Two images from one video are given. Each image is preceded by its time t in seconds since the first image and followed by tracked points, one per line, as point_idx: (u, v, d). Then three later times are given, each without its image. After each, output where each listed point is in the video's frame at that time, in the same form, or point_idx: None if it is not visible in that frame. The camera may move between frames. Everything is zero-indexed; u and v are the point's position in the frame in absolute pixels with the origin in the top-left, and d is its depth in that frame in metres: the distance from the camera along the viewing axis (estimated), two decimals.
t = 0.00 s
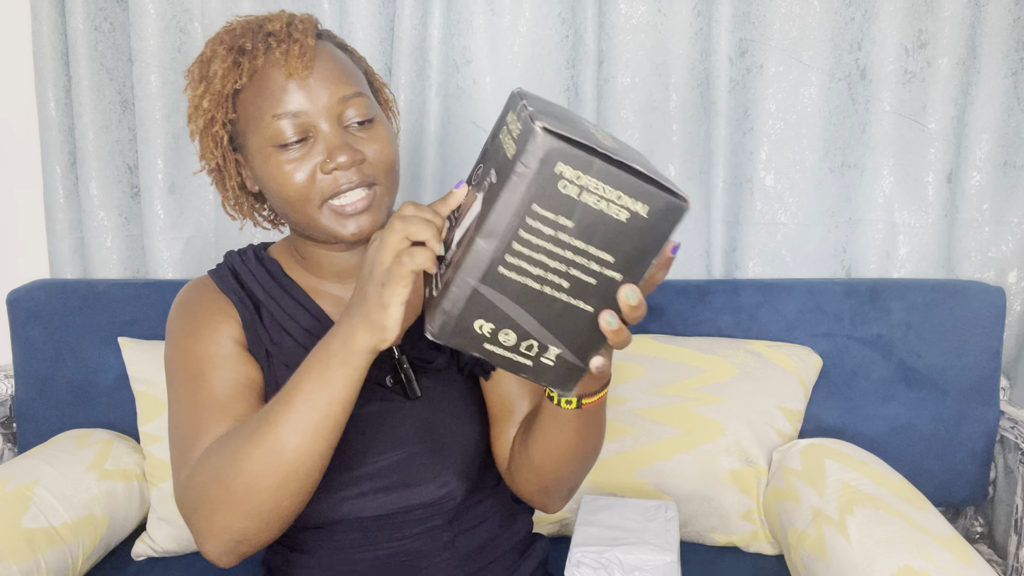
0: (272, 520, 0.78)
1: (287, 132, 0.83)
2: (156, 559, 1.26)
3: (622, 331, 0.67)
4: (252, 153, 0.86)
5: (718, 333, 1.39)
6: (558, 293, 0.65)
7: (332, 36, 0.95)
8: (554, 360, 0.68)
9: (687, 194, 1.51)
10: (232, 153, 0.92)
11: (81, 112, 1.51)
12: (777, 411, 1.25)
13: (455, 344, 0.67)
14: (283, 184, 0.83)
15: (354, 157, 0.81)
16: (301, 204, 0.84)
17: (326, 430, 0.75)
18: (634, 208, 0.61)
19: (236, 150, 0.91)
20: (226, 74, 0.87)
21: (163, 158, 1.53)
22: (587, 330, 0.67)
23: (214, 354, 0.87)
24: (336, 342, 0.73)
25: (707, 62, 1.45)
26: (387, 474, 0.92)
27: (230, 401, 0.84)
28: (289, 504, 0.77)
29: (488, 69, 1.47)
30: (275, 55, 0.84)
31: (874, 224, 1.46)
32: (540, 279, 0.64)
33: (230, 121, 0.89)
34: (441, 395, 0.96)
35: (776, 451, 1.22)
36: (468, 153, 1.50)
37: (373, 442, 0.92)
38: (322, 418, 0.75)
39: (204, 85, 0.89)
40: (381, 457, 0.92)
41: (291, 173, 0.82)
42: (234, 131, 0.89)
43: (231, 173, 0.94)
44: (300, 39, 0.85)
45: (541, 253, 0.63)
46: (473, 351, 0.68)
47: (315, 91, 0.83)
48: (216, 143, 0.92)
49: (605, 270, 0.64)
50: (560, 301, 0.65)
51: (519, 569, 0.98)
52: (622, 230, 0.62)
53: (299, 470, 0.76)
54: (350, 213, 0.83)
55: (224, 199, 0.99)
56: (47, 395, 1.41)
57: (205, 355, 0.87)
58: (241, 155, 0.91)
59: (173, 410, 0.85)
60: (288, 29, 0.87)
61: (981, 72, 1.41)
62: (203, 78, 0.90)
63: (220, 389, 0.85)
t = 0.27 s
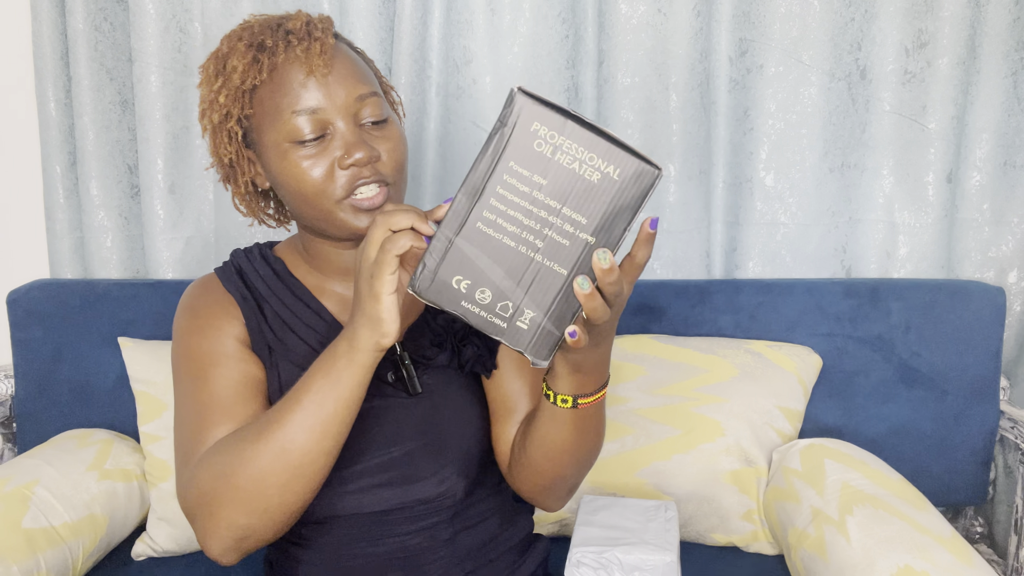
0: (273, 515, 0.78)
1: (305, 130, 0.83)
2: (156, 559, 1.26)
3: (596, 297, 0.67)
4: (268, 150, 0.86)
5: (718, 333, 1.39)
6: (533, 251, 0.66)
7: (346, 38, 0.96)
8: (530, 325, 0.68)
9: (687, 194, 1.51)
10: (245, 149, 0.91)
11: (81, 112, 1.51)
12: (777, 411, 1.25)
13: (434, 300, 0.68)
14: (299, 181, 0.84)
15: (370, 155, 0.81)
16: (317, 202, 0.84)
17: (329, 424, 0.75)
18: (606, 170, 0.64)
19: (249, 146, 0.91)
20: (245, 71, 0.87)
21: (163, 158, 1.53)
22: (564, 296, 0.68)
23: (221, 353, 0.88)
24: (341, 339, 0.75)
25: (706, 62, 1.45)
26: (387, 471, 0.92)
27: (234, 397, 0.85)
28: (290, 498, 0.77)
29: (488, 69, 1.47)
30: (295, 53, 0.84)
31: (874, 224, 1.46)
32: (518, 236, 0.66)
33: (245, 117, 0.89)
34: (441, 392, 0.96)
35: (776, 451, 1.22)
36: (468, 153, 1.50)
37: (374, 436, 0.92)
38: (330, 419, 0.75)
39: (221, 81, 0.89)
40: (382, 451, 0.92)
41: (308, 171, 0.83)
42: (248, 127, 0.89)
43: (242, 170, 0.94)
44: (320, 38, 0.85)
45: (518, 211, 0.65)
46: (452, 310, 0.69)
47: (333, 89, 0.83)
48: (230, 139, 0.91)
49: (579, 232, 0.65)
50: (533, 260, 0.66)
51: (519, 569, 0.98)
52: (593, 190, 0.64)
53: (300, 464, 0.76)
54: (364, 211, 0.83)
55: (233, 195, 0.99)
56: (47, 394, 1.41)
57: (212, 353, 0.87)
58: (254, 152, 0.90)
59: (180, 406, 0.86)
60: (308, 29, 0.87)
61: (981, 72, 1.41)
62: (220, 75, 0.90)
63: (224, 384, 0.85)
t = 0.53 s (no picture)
0: (275, 511, 0.78)
1: (308, 129, 0.83)
2: (156, 559, 1.26)
3: (596, 291, 0.66)
4: (271, 149, 0.86)
5: (718, 333, 1.39)
6: (534, 246, 0.66)
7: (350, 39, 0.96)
8: (532, 320, 0.68)
9: (687, 194, 1.51)
10: (248, 148, 0.91)
11: (81, 112, 1.51)
12: (777, 411, 1.25)
13: (436, 296, 0.68)
14: (302, 180, 0.83)
15: (373, 155, 0.81)
16: (319, 201, 0.84)
17: (330, 422, 0.75)
18: (606, 165, 0.64)
19: (252, 145, 0.91)
20: (249, 70, 0.87)
21: (163, 158, 1.53)
22: (564, 290, 0.67)
23: (223, 348, 0.88)
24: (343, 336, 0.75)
25: (707, 62, 1.45)
26: (388, 467, 0.92)
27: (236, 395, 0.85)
28: (292, 495, 0.77)
29: (488, 69, 1.47)
30: (299, 53, 0.84)
31: (874, 224, 1.46)
32: (519, 230, 0.66)
33: (249, 116, 0.89)
34: (441, 391, 0.96)
35: (776, 451, 1.22)
36: (468, 153, 1.50)
37: (375, 434, 0.92)
38: (328, 416, 0.75)
39: (225, 80, 0.89)
40: (382, 448, 0.92)
41: (311, 170, 0.83)
42: (252, 126, 0.89)
43: (245, 169, 0.94)
44: (324, 38, 0.85)
45: (519, 205, 0.65)
46: (454, 306, 0.68)
47: (337, 89, 0.83)
48: (233, 138, 0.91)
49: (581, 227, 0.65)
50: (534, 255, 0.66)
51: (519, 568, 0.98)
52: (594, 184, 0.64)
53: (301, 461, 0.76)
54: (366, 211, 0.83)
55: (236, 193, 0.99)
56: (48, 394, 1.41)
57: (214, 349, 0.88)
58: (257, 150, 0.90)
59: (182, 402, 0.86)
60: (313, 29, 0.87)
61: (981, 72, 1.41)
62: (225, 73, 0.90)
63: (225, 382, 0.85)
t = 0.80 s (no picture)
0: (272, 510, 0.78)
1: (305, 131, 0.83)
2: (156, 559, 1.26)
3: (602, 292, 0.66)
4: (269, 150, 0.86)
5: (718, 333, 1.39)
6: (540, 247, 0.66)
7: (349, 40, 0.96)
8: (537, 321, 0.68)
9: (687, 194, 1.51)
10: (247, 149, 0.91)
11: (81, 112, 1.51)
12: (777, 411, 1.24)
13: (441, 296, 0.67)
14: (299, 181, 0.83)
15: (370, 157, 0.81)
16: (316, 203, 0.84)
17: (329, 421, 0.75)
18: (614, 167, 0.64)
19: (251, 146, 0.91)
20: (247, 71, 0.87)
21: (163, 158, 1.53)
22: (570, 292, 0.67)
23: (221, 346, 0.88)
24: (341, 336, 0.74)
25: (706, 62, 1.45)
26: (387, 466, 0.92)
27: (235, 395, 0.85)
28: (290, 494, 0.77)
29: (487, 69, 1.47)
30: (297, 54, 0.84)
31: (874, 224, 1.46)
32: (524, 231, 0.66)
33: (247, 117, 0.89)
34: (441, 390, 0.96)
35: (776, 451, 1.22)
36: (468, 153, 1.50)
37: (374, 433, 0.92)
38: (323, 415, 0.75)
39: (224, 81, 0.89)
40: (382, 448, 0.92)
41: (308, 171, 0.83)
42: (250, 127, 0.89)
43: (243, 170, 0.94)
44: (322, 40, 0.85)
45: (525, 207, 0.65)
46: (458, 306, 0.68)
47: (334, 91, 0.83)
48: (232, 139, 0.91)
49: (587, 228, 0.66)
50: (540, 257, 0.66)
51: (519, 568, 0.98)
52: (601, 185, 0.65)
53: (300, 460, 0.76)
54: (364, 213, 0.83)
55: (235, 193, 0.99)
56: (48, 394, 1.41)
57: (212, 347, 0.88)
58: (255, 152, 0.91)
59: (181, 400, 0.86)
60: (311, 31, 0.87)
61: (981, 72, 1.40)
62: (224, 74, 0.90)
63: (225, 382, 0.85)
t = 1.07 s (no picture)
0: (268, 512, 0.78)
1: (303, 131, 0.83)
2: (156, 559, 1.26)
3: (600, 295, 0.66)
4: (267, 151, 0.86)
5: (718, 333, 1.39)
6: (538, 249, 0.66)
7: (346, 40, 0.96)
8: (535, 322, 0.68)
9: (687, 194, 1.51)
10: (245, 149, 0.91)
11: (81, 112, 1.51)
12: (777, 411, 1.25)
13: (438, 297, 0.68)
14: (297, 182, 0.83)
15: (368, 157, 0.81)
16: (314, 203, 0.84)
17: (327, 424, 0.75)
18: (612, 168, 0.64)
19: (249, 147, 0.91)
20: (244, 72, 0.87)
21: (163, 158, 1.53)
22: (568, 294, 0.68)
23: (219, 346, 0.88)
24: (338, 340, 0.74)
25: (706, 62, 1.45)
26: (386, 467, 0.92)
27: (233, 394, 0.85)
28: (288, 494, 0.77)
29: (488, 69, 1.47)
30: (293, 54, 0.84)
31: (874, 224, 1.46)
32: (522, 232, 0.66)
33: (245, 118, 0.89)
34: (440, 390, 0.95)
35: (776, 451, 1.22)
36: (468, 153, 1.50)
37: (373, 433, 0.92)
38: (320, 418, 0.75)
39: (221, 82, 0.89)
40: (381, 448, 0.92)
41: (306, 172, 0.83)
42: (248, 128, 0.89)
43: (242, 171, 0.94)
44: (319, 40, 0.85)
45: (522, 208, 0.66)
46: (456, 307, 0.68)
47: (331, 91, 0.83)
48: (230, 140, 0.91)
49: (585, 230, 0.65)
50: (538, 259, 0.66)
51: (519, 567, 0.98)
52: (599, 186, 0.64)
53: (298, 462, 0.76)
54: (362, 213, 0.83)
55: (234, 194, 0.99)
56: (48, 394, 1.41)
57: (210, 347, 0.88)
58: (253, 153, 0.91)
59: (179, 400, 0.86)
60: (308, 31, 0.87)
61: (981, 71, 1.41)
62: (221, 75, 0.90)
63: (222, 381, 0.86)
